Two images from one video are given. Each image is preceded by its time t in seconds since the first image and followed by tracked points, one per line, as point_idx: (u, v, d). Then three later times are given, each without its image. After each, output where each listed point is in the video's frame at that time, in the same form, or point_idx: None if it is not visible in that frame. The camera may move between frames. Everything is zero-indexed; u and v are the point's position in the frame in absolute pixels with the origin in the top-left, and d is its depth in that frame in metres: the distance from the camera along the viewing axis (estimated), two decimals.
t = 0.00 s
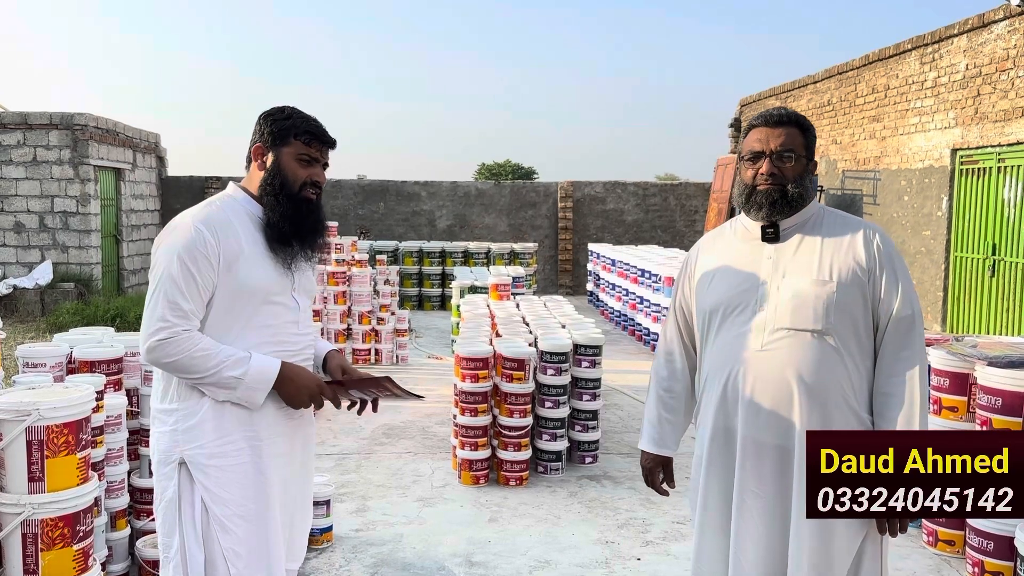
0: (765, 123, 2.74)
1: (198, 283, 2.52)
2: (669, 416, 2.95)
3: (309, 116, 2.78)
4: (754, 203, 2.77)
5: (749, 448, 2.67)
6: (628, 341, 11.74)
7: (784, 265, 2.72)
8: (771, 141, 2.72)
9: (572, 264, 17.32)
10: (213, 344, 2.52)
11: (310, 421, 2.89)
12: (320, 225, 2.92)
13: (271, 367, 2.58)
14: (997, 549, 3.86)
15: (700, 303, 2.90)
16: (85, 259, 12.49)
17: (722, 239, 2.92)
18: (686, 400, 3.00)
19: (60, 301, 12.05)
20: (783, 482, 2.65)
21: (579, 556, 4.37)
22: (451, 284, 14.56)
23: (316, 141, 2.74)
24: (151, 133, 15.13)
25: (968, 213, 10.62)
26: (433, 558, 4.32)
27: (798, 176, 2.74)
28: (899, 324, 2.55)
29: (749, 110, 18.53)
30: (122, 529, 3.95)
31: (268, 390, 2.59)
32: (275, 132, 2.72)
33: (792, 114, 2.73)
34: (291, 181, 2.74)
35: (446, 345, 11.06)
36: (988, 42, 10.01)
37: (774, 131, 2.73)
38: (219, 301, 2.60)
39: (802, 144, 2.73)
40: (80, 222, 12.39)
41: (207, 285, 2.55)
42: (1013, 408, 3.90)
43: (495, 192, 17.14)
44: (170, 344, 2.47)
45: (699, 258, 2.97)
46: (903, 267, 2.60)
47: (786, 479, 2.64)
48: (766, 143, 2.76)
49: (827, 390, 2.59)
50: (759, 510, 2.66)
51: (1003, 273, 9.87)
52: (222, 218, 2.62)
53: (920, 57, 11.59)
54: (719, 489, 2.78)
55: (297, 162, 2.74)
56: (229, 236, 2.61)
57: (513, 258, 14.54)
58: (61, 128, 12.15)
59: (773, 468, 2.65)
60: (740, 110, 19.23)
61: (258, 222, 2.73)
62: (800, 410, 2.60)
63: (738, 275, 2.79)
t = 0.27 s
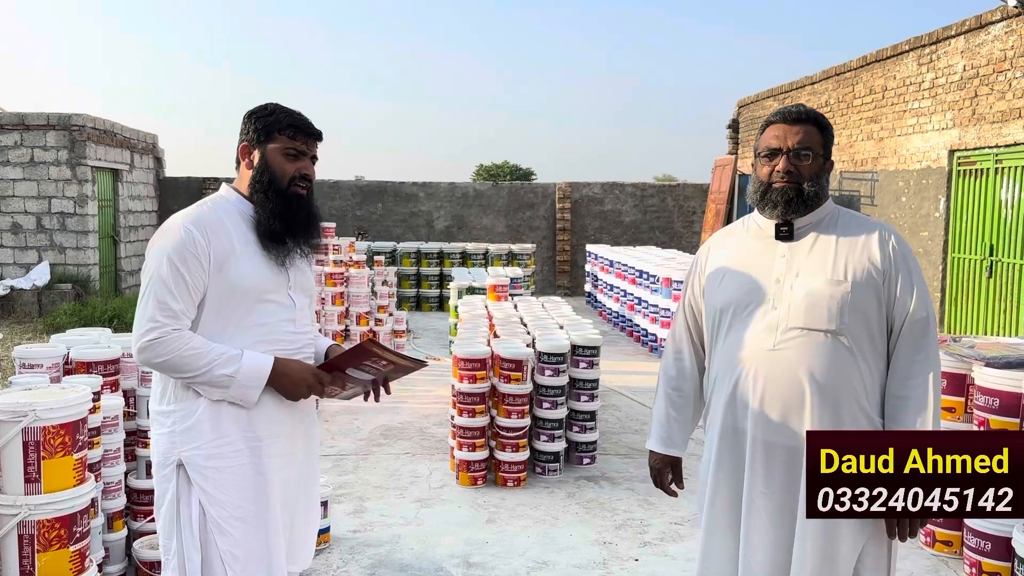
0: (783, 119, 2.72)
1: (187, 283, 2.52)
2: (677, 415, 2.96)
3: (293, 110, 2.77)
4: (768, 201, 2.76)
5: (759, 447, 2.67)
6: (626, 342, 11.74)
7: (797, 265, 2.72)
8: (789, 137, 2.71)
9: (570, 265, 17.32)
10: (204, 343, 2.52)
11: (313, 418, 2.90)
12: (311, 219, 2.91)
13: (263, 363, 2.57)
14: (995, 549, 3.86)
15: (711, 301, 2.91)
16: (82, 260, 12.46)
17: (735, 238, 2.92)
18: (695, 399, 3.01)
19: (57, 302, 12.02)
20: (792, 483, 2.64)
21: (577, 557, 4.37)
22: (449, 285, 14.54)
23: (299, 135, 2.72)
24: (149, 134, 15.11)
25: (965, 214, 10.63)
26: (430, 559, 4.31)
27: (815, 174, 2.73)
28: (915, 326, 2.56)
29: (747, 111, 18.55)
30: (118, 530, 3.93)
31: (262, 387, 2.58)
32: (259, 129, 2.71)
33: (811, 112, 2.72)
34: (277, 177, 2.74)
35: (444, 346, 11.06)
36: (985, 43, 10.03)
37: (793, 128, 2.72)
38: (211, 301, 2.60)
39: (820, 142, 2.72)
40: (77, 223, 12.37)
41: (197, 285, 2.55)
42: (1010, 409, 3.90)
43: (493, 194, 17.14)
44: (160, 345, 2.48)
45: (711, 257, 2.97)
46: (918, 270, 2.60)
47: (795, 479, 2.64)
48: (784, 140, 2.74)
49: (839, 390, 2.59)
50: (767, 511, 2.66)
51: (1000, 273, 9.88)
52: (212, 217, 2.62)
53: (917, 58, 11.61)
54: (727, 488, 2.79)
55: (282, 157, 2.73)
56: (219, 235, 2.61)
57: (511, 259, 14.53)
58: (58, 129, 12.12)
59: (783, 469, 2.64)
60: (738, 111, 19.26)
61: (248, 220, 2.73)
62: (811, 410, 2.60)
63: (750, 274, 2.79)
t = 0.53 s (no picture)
0: (800, 116, 2.74)
1: (175, 281, 2.52)
2: (683, 411, 2.95)
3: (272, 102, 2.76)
4: (782, 197, 2.77)
5: (766, 445, 2.67)
6: (623, 343, 11.74)
7: (809, 264, 2.73)
8: (805, 134, 2.72)
9: (568, 265, 17.32)
10: (193, 340, 2.51)
11: (313, 413, 2.91)
12: (299, 213, 2.88)
13: (254, 359, 2.56)
14: (991, 549, 3.87)
15: (719, 297, 2.90)
16: (79, 260, 12.44)
17: (746, 235, 2.92)
18: (701, 397, 3.01)
19: (54, 302, 11.99)
20: (797, 484, 2.64)
21: (574, 557, 4.37)
22: (446, 285, 14.53)
23: (274, 125, 2.71)
24: (146, 134, 15.09)
25: (962, 214, 10.65)
26: (427, 560, 4.31)
27: (829, 173, 2.74)
28: (929, 331, 2.56)
29: (745, 112, 18.57)
30: (115, 531, 3.92)
31: (253, 383, 2.56)
32: (237, 125, 2.74)
33: (828, 110, 2.73)
34: (256, 171, 2.74)
35: (441, 347, 11.06)
36: (982, 44, 10.05)
37: (809, 125, 2.73)
38: (201, 299, 2.60)
39: (836, 141, 2.73)
40: (74, 223, 12.35)
41: (186, 284, 2.55)
42: (1007, 409, 3.90)
43: (490, 194, 17.14)
44: (148, 344, 2.47)
45: (721, 253, 2.96)
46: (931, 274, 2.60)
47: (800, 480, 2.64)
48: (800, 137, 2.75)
49: (848, 391, 2.59)
50: (772, 511, 2.66)
51: (997, 274, 9.91)
52: (198, 214, 2.63)
53: (914, 58, 11.63)
54: (732, 485, 2.79)
55: (259, 150, 2.74)
56: (205, 232, 2.61)
57: (509, 259, 14.52)
58: (55, 129, 12.10)
59: (790, 469, 2.64)
60: (736, 111, 19.28)
61: (233, 215, 2.73)
62: (820, 410, 2.60)
63: (761, 271, 2.78)
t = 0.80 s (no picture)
0: (811, 116, 2.74)
1: (157, 282, 2.52)
2: (685, 409, 2.96)
3: (263, 101, 2.74)
4: (791, 198, 2.78)
5: (766, 445, 2.68)
6: (620, 343, 11.75)
7: (815, 264, 2.73)
8: (816, 134, 2.72)
9: (565, 265, 17.33)
10: (172, 338, 2.50)
11: (313, 413, 2.89)
12: (288, 214, 2.84)
13: (233, 354, 2.52)
14: (987, 549, 3.88)
15: (723, 294, 2.90)
16: (76, 260, 12.42)
17: (754, 233, 2.92)
18: (705, 394, 3.01)
19: (50, 302, 11.97)
20: (798, 484, 2.65)
21: (572, 557, 4.37)
22: (444, 285, 14.53)
23: (260, 124, 2.68)
24: (142, 134, 15.06)
25: (959, 214, 10.68)
26: (425, 560, 4.31)
27: (840, 173, 2.74)
28: (935, 334, 2.54)
29: (742, 113, 18.59)
30: (112, 531, 3.91)
31: (233, 378, 2.53)
32: (227, 125, 2.74)
33: (839, 110, 2.73)
34: (243, 171, 2.73)
35: (438, 347, 11.05)
36: (979, 44, 10.08)
37: (820, 125, 2.73)
38: (185, 299, 2.59)
39: (847, 141, 2.73)
40: (71, 223, 12.33)
41: (170, 284, 2.55)
42: (1003, 409, 3.91)
43: (488, 194, 17.14)
44: (128, 344, 2.49)
45: (727, 250, 2.97)
46: (939, 278, 2.59)
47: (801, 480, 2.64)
48: (810, 135, 2.76)
49: (850, 392, 2.59)
50: (771, 511, 2.67)
51: (993, 274, 9.94)
52: (184, 215, 2.64)
53: (911, 59, 11.65)
54: (734, 483, 2.80)
55: (246, 149, 2.72)
56: (190, 232, 2.61)
57: (506, 259, 14.52)
58: (52, 128, 12.07)
59: (791, 469, 2.65)
60: (733, 112, 19.30)
61: (222, 216, 2.72)
62: (821, 411, 2.61)
63: (766, 270, 2.79)
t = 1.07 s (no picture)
0: (815, 115, 2.75)
1: (140, 282, 2.53)
2: (686, 408, 2.97)
3: (256, 98, 2.72)
4: (794, 198, 2.78)
5: (765, 445, 2.69)
6: (616, 343, 11.76)
7: (815, 265, 2.74)
8: (819, 134, 2.73)
9: (562, 265, 17.34)
10: (151, 337, 2.50)
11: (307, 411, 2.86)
12: (280, 213, 2.81)
13: (206, 353, 2.47)
14: (983, 548, 3.89)
15: (724, 294, 2.91)
16: (71, 259, 12.39)
17: (757, 234, 2.93)
18: (706, 394, 3.01)
19: (45, 301, 11.94)
20: (797, 485, 2.66)
21: (568, 557, 4.37)
22: (440, 285, 14.52)
23: (250, 122, 2.65)
24: (139, 133, 15.03)
25: (954, 215, 10.71)
26: (421, 560, 4.31)
27: (843, 173, 2.75)
28: (934, 337, 2.54)
29: (738, 114, 18.62)
30: (108, 530, 3.91)
31: (206, 377, 2.48)
32: (219, 123, 2.73)
33: (843, 110, 2.74)
34: (234, 170, 2.72)
35: (434, 347, 11.05)
36: (974, 46, 10.11)
37: (823, 125, 2.73)
38: (171, 299, 2.59)
39: (851, 141, 2.74)
40: (66, 222, 12.30)
41: (155, 284, 2.56)
42: (999, 409, 3.93)
43: (484, 194, 17.14)
44: (111, 341, 2.51)
45: (729, 250, 2.98)
46: (940, 281, 2.60)
47: (799, 481, 2.65)
48: (814, 136, 2.76)
49: (850, 394, 2.60)
50: (769, 511, 2.68)
51: (988, 275, 9.98)
52: (174, 215, 2.65)
53: (907, 60, 11.68)
54: (733, 483, 2.81)
55: (237, 148, 2.70)
56: (180, 233, 2.61)
57: (503, 259, 14.53)
58: (47, 127, 12.04)
59: (790, 470, 2.66)
60: (729, 112, 19.33)
61: (213, 215, 2.72)
62: (820, 411, 2.62)
63: (767, 271, 2.80)
